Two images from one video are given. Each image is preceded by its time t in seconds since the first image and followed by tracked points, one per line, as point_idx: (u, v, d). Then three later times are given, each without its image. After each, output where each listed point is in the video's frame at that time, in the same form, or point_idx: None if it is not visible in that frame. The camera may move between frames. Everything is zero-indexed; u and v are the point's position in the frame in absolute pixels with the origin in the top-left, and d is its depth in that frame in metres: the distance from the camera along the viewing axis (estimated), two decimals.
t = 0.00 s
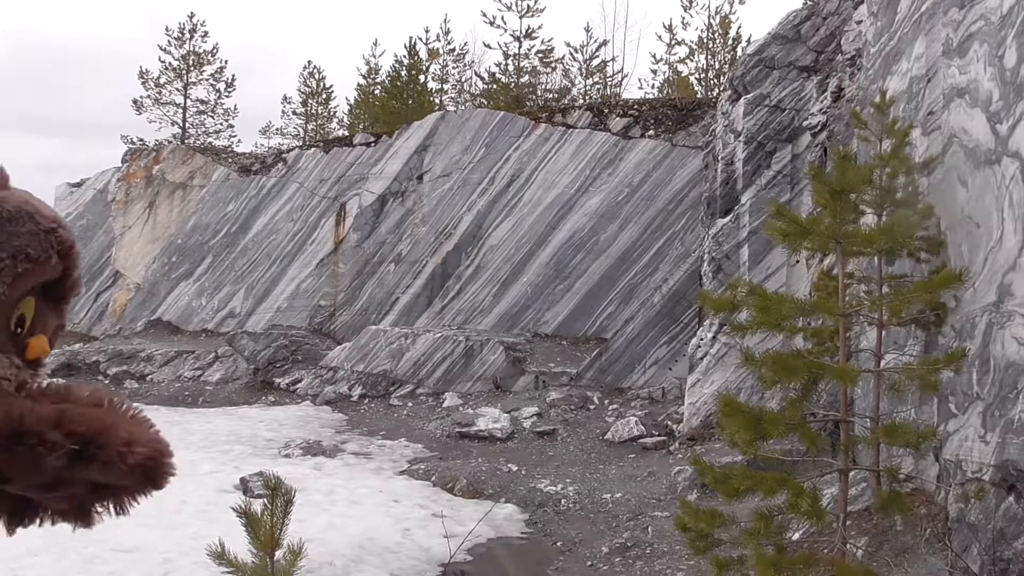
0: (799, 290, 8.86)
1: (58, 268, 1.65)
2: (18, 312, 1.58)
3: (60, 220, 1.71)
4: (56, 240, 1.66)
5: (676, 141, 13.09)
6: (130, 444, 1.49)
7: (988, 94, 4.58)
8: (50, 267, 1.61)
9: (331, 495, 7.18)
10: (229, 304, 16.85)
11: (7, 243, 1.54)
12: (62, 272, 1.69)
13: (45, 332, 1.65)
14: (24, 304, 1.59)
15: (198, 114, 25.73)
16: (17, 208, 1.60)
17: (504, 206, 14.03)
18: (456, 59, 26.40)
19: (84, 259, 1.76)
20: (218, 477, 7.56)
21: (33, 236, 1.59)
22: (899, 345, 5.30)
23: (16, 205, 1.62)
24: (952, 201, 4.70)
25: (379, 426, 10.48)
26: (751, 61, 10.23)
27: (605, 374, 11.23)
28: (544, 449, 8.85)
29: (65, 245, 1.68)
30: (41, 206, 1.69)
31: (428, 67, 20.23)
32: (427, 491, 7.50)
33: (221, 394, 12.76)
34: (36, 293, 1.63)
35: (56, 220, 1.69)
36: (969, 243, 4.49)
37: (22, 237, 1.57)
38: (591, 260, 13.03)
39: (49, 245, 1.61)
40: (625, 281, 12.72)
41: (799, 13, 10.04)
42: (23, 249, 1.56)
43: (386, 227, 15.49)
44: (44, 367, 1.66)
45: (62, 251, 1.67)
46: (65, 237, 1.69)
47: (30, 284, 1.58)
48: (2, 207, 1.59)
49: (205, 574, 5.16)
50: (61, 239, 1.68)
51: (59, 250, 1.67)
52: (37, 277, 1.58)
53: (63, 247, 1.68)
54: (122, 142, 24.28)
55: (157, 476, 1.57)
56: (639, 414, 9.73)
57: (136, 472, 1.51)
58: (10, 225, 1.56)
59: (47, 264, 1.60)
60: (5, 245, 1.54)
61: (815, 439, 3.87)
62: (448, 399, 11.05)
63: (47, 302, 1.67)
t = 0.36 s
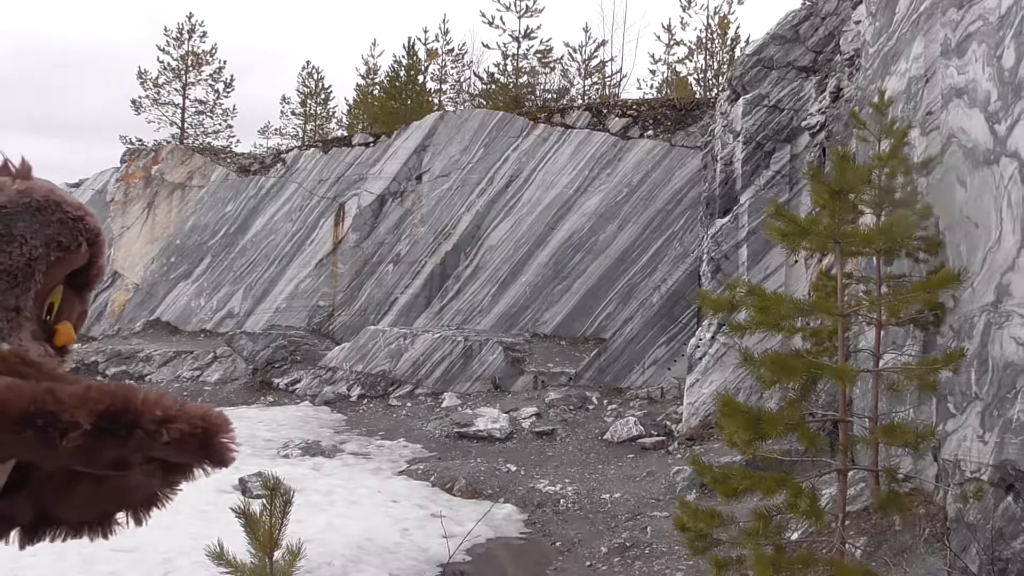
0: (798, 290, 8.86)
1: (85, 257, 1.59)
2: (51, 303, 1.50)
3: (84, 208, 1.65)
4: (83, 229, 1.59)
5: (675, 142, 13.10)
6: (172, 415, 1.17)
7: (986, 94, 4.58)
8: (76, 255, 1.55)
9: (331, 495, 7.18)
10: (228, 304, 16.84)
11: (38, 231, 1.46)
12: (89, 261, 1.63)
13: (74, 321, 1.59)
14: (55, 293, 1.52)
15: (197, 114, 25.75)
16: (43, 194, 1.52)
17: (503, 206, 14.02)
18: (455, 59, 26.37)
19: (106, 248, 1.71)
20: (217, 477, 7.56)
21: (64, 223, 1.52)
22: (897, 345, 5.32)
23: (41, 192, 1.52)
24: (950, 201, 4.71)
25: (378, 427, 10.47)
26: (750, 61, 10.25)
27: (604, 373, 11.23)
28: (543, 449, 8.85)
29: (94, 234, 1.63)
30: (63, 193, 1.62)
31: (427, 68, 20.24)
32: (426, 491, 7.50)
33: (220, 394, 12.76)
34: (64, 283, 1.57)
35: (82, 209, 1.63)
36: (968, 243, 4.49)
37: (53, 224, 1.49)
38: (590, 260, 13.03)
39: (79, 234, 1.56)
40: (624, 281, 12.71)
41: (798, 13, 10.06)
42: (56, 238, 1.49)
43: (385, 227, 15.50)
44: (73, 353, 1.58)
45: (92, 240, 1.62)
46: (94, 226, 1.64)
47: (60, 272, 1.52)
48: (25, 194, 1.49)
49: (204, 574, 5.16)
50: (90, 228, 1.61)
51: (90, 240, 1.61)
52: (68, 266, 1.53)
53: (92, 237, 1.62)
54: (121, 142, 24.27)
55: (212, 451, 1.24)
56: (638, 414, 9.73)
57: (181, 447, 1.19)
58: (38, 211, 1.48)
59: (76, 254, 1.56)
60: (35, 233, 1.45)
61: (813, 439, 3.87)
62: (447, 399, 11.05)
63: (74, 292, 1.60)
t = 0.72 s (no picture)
0: (798, 290, 8.87)
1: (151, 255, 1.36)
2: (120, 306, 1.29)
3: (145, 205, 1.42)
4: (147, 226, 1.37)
5: (674, 142, 13.10)
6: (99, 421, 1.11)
7: (986, 94, 4.58)
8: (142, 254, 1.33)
9: (330, 495, 7.18)
10: (227, 304, 16.84)
11: (105, 228, 1.24)
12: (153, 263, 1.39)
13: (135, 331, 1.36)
14: (118, 294, 1.29)
15: (196, 114, 25.75)
16: (97, 188, 1.29)
17: (503, 206, 14.02)
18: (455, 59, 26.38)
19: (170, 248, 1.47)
20: (217, 476, 7.55)
21: (131, 220, 1.30)
22: (897, 345, 5.33)
23: (102, 189, 1.31)
24: (949, 201, 4.72)
25: (377, 426, 10.47)
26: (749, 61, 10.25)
27: (603, 373, 11.24)
28: (543, 449, 8.86)
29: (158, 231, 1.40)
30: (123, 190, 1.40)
31: (426, 68, 20.25)
32: (426, 490, 7.51)
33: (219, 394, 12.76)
34: (127, 283, 1.33)
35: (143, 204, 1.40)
36: (967, 243, 4.50)
37: (118, 221, 1.27)
38: (589, 260, 13.03)
39: (145, 230, 1.32)
40: (624, 281, 12.69)
41: (797, 13, 10.06)
42: (121, 237, 1.27)
43: (384, 227, 15.50)
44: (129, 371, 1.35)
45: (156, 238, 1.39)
46: (160, 225, 1.40)
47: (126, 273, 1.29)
48: (89, 191, 1.27)
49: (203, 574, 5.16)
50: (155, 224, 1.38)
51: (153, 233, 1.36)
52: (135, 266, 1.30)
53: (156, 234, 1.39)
54: (121, 142, 24.26)
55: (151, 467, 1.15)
56: (638, 414, 9.74)
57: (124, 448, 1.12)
58: (104, 208, 1.25)
59: (141, 253, 1.32)
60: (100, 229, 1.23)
61: (812, 439, 3.88)
62: (447, 399, 11.05)
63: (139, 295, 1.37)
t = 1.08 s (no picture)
0: (798, 290, 8.86)
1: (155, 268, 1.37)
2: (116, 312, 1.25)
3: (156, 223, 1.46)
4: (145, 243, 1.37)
5: (674, 142, 13.09)
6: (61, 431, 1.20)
7: (985, 94, 4.58)
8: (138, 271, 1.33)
9: (330, 495, 7.18)
10: (227, 304, 16.82)
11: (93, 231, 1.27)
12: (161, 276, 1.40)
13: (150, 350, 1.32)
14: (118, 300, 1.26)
15: (196, 114, 25.74)
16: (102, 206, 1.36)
17: (503, 206, 14.02)
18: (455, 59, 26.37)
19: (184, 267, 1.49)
20: (217, 477, 7.55)
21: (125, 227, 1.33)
22: (897, 345, 5.33)
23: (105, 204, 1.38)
24: (950, 201, 4.72)
25: (377, 426, 10.47)
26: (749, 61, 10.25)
27: (603, 374, 11.24)
28: (543, 449, 8.84)
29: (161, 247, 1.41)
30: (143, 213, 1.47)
31: (426, 68, 20.23)
32: (425, 491, 7.51)
33: (220, 394, 12.75)
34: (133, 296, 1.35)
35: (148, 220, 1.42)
36: (967, 243, 4.50)
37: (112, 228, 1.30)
38: (589, 260, 13.04)
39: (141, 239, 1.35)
40: (624, 281, 12.69)
41: (798, 13, 10.06)
42: (114, 242, 1.29)
43: (384, 228, 15.50)
44: (128, 376, 1.30)
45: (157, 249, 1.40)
46: (162, 236, 1.43)
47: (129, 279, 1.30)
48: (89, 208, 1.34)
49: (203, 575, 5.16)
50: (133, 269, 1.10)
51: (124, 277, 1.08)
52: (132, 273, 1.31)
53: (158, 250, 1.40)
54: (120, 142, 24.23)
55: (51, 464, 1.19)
56: (638, 414, 9.73)
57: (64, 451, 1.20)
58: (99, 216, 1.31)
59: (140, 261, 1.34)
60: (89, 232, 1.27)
61: (812, 439, 3.88)
62: (447, 399, 11.05)
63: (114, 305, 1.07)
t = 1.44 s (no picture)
0: (795, 290, 8.87)
1: (144, 255, 1.51)
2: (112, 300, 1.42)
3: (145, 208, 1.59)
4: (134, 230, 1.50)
5: (672, 142, 13.10)
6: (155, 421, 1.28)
7: (982, 94, 4.59)
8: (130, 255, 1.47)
9: (327, 495, 7.18)
10: (224, 304, 16.78)
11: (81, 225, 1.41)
12: (151, 261, 1.55)
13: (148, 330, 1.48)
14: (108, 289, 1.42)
15: (193, 114, 25.69)
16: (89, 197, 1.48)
17: (500, 206, 14.02)
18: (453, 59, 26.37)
19: (177, 248, 1.64)
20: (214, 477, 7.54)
21: (109, 216, 1.45)
22: (893, 345, 5.33)
23: (94, 196, 1.51)
24: (946, 201, 4.73)
25: (374, 426, 10.46)
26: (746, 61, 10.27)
27: (600, 374, 11.24)
28: (540, 449, 8.84)
29: (151, 233, 1.54)
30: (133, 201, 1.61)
31: (424, 68, 20.20)
32: (423, 491, 7.51)
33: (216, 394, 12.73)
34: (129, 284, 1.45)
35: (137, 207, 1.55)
36: (964, 243, 4.51)
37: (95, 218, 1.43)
38: (586, 260, 13.04)
39: (124, 226, 1.46)
40: (621, 281, 12.68)
41: (795, 14, 10.08)
42: (94, 232, 1.41)
43: (381, 228, 15.49)
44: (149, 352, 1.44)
45: (144, 236, 1.52)
46: (150, 223, 1.54)
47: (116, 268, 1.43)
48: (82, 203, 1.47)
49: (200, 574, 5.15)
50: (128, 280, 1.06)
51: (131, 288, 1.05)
52: (120, 261, 1.44)
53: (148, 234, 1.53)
54: (117, 142, 24.18)
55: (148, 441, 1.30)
56: (635, 414, 9.74)
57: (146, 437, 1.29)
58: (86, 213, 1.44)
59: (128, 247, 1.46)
60: (73, 225, 1.40)
61: (809, 439, 3.88)
62: (444, 399, 11.05)
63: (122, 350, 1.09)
